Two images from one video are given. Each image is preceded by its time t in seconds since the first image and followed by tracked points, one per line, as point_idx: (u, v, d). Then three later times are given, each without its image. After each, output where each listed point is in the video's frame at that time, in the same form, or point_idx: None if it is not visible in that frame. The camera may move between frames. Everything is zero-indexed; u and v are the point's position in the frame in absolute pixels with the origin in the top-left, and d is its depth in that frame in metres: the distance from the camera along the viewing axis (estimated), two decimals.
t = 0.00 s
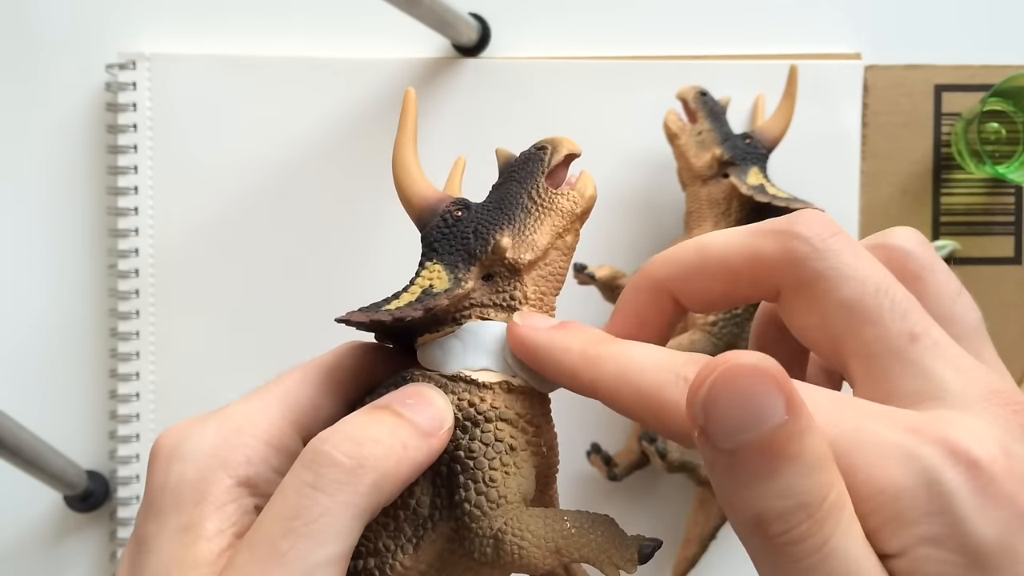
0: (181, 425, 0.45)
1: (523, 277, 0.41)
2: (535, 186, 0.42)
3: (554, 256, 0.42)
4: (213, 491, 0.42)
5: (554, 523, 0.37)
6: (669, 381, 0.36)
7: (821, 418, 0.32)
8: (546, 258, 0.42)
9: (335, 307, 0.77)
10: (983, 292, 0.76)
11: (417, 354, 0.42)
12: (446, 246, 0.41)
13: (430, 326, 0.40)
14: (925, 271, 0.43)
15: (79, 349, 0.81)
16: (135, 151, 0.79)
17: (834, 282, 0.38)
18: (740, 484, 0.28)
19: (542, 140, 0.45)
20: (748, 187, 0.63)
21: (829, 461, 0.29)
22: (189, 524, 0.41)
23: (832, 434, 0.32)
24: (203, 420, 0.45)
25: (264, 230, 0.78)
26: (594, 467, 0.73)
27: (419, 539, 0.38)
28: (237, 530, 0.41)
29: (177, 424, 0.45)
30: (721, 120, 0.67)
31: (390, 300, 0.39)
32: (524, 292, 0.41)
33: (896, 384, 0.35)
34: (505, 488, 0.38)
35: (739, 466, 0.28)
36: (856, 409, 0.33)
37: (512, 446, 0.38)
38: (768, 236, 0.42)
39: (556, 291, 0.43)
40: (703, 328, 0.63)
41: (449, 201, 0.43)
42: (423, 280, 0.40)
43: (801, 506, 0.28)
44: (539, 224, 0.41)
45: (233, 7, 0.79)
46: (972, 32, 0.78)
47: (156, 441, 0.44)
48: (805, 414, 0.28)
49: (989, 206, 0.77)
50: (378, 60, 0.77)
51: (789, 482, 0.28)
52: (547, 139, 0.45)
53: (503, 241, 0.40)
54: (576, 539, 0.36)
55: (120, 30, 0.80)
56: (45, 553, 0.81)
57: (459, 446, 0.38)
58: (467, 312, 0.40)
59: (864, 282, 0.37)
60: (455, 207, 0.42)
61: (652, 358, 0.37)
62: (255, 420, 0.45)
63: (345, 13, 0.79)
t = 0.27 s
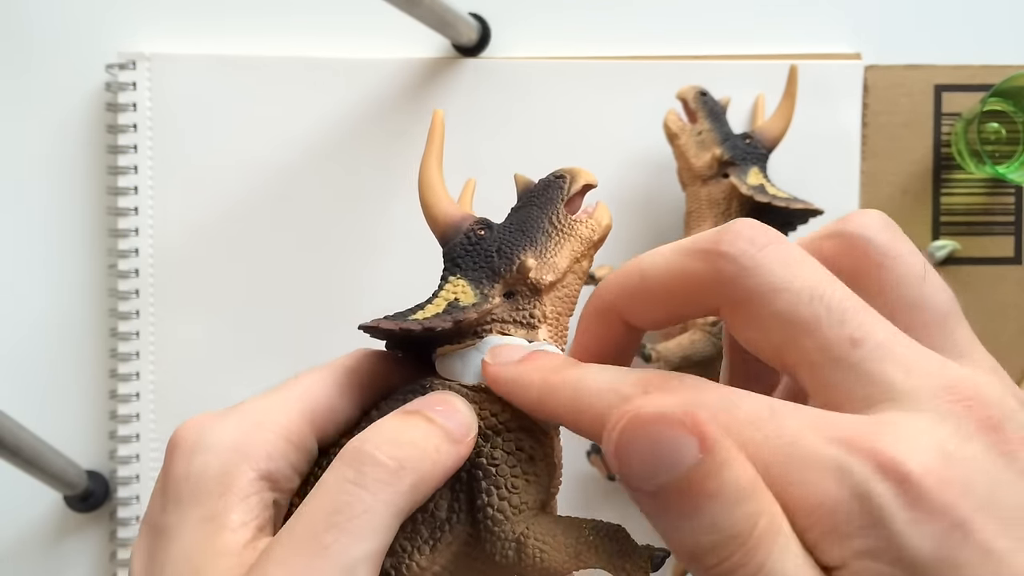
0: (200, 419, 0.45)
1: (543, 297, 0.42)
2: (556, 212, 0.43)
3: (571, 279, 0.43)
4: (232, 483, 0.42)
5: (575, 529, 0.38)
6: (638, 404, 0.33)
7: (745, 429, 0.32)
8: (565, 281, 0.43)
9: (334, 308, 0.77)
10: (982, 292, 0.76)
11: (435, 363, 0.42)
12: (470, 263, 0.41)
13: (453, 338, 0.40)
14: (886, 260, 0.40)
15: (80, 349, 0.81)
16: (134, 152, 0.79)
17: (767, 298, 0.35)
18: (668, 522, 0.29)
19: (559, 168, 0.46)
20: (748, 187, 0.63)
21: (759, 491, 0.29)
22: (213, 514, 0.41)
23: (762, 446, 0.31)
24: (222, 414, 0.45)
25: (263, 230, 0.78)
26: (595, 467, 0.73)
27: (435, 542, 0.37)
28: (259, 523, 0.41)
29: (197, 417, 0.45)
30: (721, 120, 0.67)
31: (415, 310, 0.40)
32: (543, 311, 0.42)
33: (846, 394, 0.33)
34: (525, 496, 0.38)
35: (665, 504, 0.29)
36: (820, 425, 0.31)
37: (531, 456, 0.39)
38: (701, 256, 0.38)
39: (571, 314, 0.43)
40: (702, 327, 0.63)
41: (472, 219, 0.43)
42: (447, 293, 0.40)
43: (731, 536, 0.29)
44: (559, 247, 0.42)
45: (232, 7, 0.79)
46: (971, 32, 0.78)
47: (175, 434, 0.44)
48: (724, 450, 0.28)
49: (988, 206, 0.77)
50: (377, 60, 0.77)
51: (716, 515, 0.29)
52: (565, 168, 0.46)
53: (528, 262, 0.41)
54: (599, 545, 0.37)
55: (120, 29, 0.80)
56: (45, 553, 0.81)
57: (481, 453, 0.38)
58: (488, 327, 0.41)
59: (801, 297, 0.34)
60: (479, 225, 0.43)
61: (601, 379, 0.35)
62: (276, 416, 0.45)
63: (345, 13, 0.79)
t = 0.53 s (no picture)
0: (190, 440, 0.45)
1: (521, 313, 0.42)
2: (531, 231, 0.44)
3: (548, 296, 0.44)
4: (223, 501, 0.42)
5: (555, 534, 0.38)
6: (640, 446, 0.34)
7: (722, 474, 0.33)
8: (542, 298, 0.43)
9: (337, 307, 0.77)
10: (982, 292, 0.77)
11: (417, 379, 0.42)
12: (449, 281, 0.42)
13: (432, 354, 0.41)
14: (881, 338, 0.40)
15: (79, 350, 0.81)
16: (135, 152, 0.78)
17: (773, 358, 0.36)
18: None
19: (534, 189, 0.47)
20: (748, 187, 0.63)
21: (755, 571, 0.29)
22: (203, 532, 0.41)
23: (732, 501, 0.32)
24: (212, 436, 0.45)
25: (264, 229, 0.78)
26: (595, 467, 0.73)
27: (422, 551, 0.38)
28: (247, 541, 0.41)
29: (185, 439, 0.45)
30: (721, 120, 0.67)
31: (398, 328, 0.40)
32: (521, 326, 0.42)
33: (831, 463, 0.34)
34: (506, 503, 0.39)
35: None
36: (775, 486, 0.32)
37: (512, 464, 0.40)
38: (709, 310, 0.39)
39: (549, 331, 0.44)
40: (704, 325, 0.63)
41: (449, 240, 0.44)
42: (427, 310, 0.41)
43: None
44: (536, 265, 0.43)
45: (233, 7, 0.79)
46: (971, 33, 0.78)
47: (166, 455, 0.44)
48: (716, 528, 0.29)
49: (989, 206, 0.77)
50: (378, 60, 0.77)
51: None
52: (539, 188, 0.47)
53: (506, 279, 0.41)
54: (578, 547, 0.38)
55: (120, 29, 0.80)
56: (45, 553, 0.81)
57: (464, 463, 0.39)
58: (468, 342, 0.41)
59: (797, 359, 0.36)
60: (457, 245, 0.44)
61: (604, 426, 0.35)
62: (264, 434, 0.44)
63: (346, 12, 0.79)
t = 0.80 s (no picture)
0: (206, 447, 0.43)
1: (543, 318, 0.43)
2: (551, 233, 0.44)
3: (568, 300, 0.44)
4: (247, 511, 0.41)
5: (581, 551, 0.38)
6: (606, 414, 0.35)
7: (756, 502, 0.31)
8: (564, 301, 0.44)
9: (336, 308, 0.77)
10: (982, 292, 0.77)
11: (434, 382, 0.42)
12: (471, 283, 0.42)
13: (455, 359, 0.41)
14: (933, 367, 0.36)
15: (80, 350, 0.81)
16: (135, 152, 0.79)
17: (813, 384, 0.33)
18: None
19: (551, 188, 0.47)
20: (748, 187, 0.63)
21: None
22: (229, 545, 0.40)
23: (755, 526, 0.31)
24: (229, 443, 0.43)
25: (263, 229, 0.78)
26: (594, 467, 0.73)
27: (446, 560, 0.38)
28: (274, 551, 0.40)
29: (203, 445, 0.44)
30: (721, 120, 0.67)
31: (421, 333, 0.40)
32: (542, 331, 0.43)
33: (871, 492, 0.32)
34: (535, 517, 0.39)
35: None
36: (814, 516, 0.30)
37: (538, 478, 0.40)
38: (748, 329, 0.36)
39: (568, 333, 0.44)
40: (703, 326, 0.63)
41: (471, 242, 0.44)
42: (451, 314, 0.41)
43: None
44: (556, 268, 0.43)
45: (233, 7, 0.79)
46: (971, 33, 0.78)
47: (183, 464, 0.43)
48: (728, 548, 0.29)
49: (989, 206, 0.77)
50: (378, 60, 0.77)
51: None
52: (557, 187, 0.47)
53: (530, 284, 0.42)
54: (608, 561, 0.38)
55: (120, 29, 0.80)
56: (46, 553, 0.81)
57: (490, 474, 0.39)
58: (490, 347, 0.41)
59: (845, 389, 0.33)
60: (477, 246, 0.44)
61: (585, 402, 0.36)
62: (283, 441, 0.43)
63: (346, 12, 0.79)
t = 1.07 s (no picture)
0: (215, 451, 0.42)
1: (560, 323, 0.43)
2: (569, 236, 0.44)
3: (583, 304, 0.44)
4: (262, 521, 0.40)
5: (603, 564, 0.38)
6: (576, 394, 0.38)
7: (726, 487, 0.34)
8: (580, 306, 0.44)
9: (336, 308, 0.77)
10: (982, 292, 0.77)
11: (452, 385, 0.42)
12: (491, 287, 0.42)
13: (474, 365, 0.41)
14: (916, 369, 0.39)
15: (80, 350, 0.81)
16: (134, 151, 0.79)
17: (786, 374, 0.37)
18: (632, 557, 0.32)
19: (566, 188, 0.47)
20: (748, 187, 0.63)
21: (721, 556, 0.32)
22: (246, 556, 0.39)
23: (721, 503, 0.34)
24: (240, 446, 0.43)
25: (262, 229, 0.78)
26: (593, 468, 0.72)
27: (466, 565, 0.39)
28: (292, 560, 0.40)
29: (212, 449, 0.43)
30: (721, 120, 0.67)
31: (442, 337, 0.40)
32: (559, 337, 0.43)
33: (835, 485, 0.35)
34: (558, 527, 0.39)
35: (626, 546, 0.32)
36: (765, 495, 0.34)
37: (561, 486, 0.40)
38: (734, 323, 0.40)
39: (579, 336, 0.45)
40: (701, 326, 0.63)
41: (489, 242, 0.43)
42: (471, 318, 0.41)
43: None
44: (574, 272, 0.43)
45: (233, 6, 0.79)
46: (972, 33, 0.78)
47: (190, 469, 0.42)
48: (689, 513, 0.31)
49: (989, 206, 0.77)
50: (377, 60, 0.77)
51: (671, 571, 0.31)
52: (571, 188, 0.47)
53: (552, 291, 0.42)
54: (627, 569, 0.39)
55: (120, 28, 0.80)
56: (46, 553, 0.81)
57: (512, 482, 0.39)
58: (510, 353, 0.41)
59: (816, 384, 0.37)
60: (495, 247, 0.43)
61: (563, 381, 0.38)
62: (296, 446, 0.43)
63: (346, 12, 0.79)
